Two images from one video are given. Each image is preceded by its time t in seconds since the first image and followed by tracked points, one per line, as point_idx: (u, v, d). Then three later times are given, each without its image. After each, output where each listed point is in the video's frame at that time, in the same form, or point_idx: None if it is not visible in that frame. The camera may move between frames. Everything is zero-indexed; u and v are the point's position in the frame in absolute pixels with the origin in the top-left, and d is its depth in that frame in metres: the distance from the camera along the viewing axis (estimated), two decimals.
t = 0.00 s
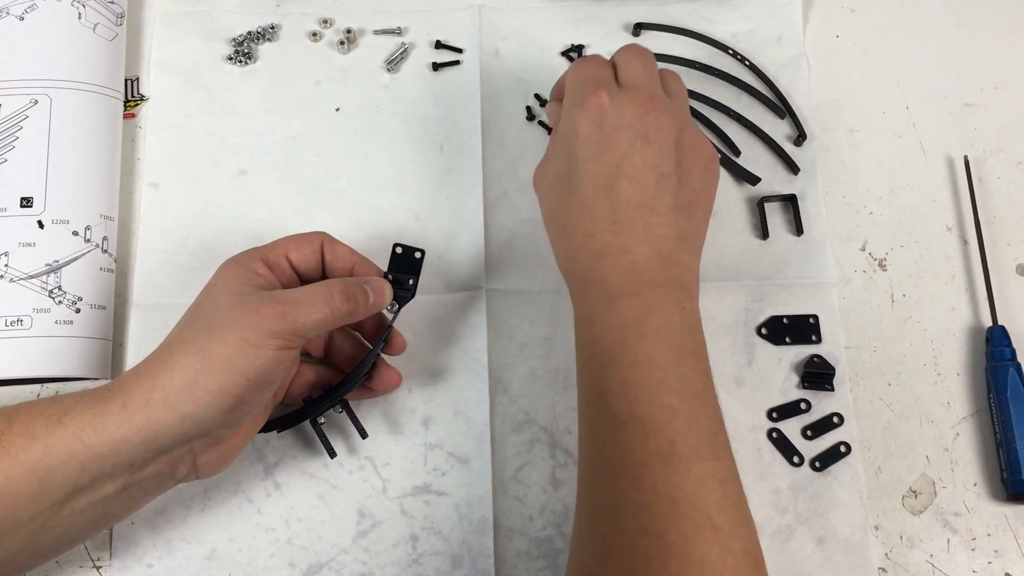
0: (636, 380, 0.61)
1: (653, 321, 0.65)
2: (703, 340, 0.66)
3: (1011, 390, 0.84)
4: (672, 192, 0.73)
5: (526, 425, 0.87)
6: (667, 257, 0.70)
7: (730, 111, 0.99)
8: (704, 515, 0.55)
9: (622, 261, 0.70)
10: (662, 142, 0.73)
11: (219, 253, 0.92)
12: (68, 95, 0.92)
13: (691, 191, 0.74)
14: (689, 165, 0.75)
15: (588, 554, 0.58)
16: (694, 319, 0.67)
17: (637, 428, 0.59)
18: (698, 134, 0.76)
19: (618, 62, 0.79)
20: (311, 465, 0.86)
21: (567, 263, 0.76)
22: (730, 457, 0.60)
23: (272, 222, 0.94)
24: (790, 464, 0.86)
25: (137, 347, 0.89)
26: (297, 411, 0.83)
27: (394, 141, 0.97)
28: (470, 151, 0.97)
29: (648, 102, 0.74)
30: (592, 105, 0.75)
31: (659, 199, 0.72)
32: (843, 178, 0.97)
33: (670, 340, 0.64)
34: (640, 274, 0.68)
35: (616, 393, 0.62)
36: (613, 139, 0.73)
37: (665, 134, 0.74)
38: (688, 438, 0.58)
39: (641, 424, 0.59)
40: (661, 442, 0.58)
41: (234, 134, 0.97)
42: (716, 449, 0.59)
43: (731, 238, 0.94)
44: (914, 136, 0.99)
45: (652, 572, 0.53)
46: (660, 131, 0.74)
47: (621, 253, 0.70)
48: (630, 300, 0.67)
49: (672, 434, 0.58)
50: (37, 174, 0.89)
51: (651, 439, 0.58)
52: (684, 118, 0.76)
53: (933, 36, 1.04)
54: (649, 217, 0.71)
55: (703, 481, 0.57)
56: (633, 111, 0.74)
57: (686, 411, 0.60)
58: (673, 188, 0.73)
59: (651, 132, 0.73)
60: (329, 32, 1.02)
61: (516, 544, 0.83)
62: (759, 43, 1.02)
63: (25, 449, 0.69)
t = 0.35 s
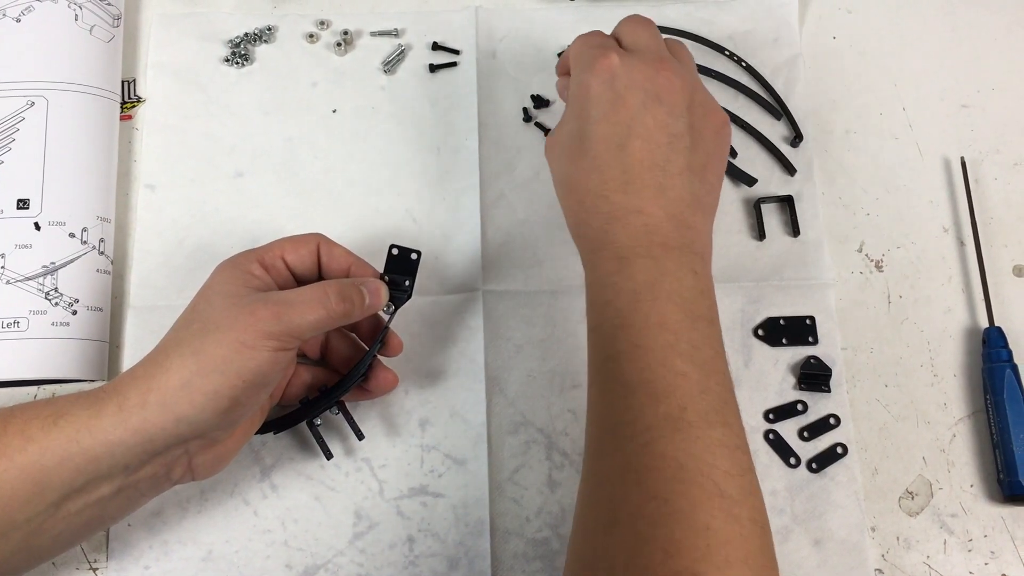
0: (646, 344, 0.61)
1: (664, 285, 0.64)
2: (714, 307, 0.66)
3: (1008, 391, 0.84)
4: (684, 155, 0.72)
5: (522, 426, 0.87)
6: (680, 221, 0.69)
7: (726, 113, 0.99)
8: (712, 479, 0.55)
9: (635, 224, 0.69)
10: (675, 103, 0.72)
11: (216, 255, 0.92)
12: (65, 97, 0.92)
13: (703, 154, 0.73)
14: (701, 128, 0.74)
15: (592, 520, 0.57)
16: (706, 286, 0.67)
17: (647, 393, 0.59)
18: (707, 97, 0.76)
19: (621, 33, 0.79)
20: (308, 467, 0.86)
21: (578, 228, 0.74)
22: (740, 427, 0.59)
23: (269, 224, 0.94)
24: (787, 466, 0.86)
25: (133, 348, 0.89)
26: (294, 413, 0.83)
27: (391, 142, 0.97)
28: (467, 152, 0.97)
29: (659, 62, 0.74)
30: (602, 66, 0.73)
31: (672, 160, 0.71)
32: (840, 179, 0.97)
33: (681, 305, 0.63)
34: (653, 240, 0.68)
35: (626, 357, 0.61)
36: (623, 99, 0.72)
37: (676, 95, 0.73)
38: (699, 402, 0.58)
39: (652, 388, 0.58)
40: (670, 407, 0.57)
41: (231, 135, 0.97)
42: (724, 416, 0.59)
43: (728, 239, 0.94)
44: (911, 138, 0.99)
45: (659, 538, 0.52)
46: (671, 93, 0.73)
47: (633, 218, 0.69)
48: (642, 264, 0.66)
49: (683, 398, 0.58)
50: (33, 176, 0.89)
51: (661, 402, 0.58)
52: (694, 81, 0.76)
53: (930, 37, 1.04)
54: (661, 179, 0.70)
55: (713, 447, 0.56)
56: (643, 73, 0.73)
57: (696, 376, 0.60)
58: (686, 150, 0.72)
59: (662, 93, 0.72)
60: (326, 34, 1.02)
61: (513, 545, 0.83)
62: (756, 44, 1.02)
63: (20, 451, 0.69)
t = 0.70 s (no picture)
0: (652, 349, 0.60)
1: (670, 290, 0.63)
2: (719, 312, 0.65)
3: (1006, 391, 0.84)
4: (692, 159, 0.71)
5: (521, 427, 0.87)
6: (686, 226, 0.68)
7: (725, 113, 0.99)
8: (715, 485, 0.54)
9: (641, 229, 0.67)
10: (683, 109, 0.72)
11: (213, 256, 0.92)
12: (62, 98, 0.92)
13: (710, 159, 0.72)
14: (709, 133, 0.73)
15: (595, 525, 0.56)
16: (711, 291, 0.66)
17: (651, 398, 0.58)
18: (715, 104, 0.75)
19: (635, 38, 0.79)
20: (306, 468, 0.86)
21: (583, 231, 0.73)
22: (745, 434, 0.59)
23: (267, 225, 0.93)
24: (785, 467, 0.86)
25: (131, 349, 0.89)
26: (292, 414, 0.83)
27: (389, 143, 0.97)
28: (465, 153, 0.97)
29: (669, 68, 0.73)
30: (612, 70, 0.73)
31: (682, 166, 0.70)
32: (838, 179, 0.97)
33: (688, 310, 0.63)
34: (658, 243, 0.66)
35: (632, 362, 0.60)
36: (634, 103, 0.71)
37: (686, 101, 0.72)
38: (703, 409, 0.57)
39: (657, 394, 0.58)
40: (674, 413, 0.57)
41: (228, 136, 0.97)
42: (729, 422, 0.58)
43: (726, 239, 0.94)
44: (910, 138, 0.99)
45: (661, 545, 0.52)
46: (681, 98, 0.72)
47: (638, 222, 0.68)
48: (649, 268, 0.65)
49: (687, 404, 0.57)
50: (31, 177, 0.89)
51: (665, 408, 0.57)
52: (703, 87, 0.75)
53: (929, 37, 1.04)
54: (670, 184, 0.69)
55: (717, 454, 0.55)
56: (654, 77, 0.72)
57: (702, 382, 0.59)
58: (694, 155, 0.71)
59: (672, 98, 0.72)
60: (324, 35, 1.02)
61: (511, 546, 0.83)
62: (754, 45, 1.02)
63: (16, 452, 0.69)
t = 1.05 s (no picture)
0: (617, 333, 0.60)
1: (631, 271, 0.63)
2: (686, 290, 0.64)
3: (1008, 391, 0.84)
4: (642, 138, 0.72)
5: (521, 428, 0.87)
6: (643, 204, 0.69)
7: (726, 113, 0.98)
8: (684, 461, 0.53)
9: (600, 212, 0.69)
10: (626, 91, 0.74)
11: (213, 256, 0.92)
12: (62, 98, 0.92)
13: (661, 136, 0.74)
14: (656, 111, 0.75)
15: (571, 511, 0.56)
16: (676, 266, 0.66)
17: (618, 380, 0.57)
18: (659, 84, 0.78)
19: (570, 37, 0.81)
20: (307, 469, 0.86)
21: (547, 221, 0.74)
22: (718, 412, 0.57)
23: (267, 225, 0.93)
24: (787, 467, 0.86)
25: (131, 349, 0.88)
26: (292, 414, 0.82)
27: (389, 143, 0.97)
28: (465, 152, 0.97)
29: (606, 55, 0.76)
30: (550, 65, 0.76)
31: (630, 145, 0.72)
32: (839, 179, 0.97)
33: (650, 290, 0.62)
34: (618, 224, 0.67)
35: (597, 347, 0.60)
36: (575, 93, 0.74)
37: (627, 84, 0.75)
38: (668, 386, 0.56)
39: (623, 375, 0.57)
40: (641, 393, 0.56)
41: (228, 136, 0.97)
42: (699, 399, 0.57)
43: (727, 239, 0.94)
44: (911, 138, 0.99)
45: (633, 525, 0.50)
46: (621, 82, 0.75)
47: (596, 206, 0.69)
48: (609, 251, 0.65)
49: (653, 383, 0.56)
50: (30, 177, 0.89)
51: (631, 389, 0.56)
52: (645, 70, 0.78)
53: (930, 37, 1.04)
54: (622, 164, 0.71)
55: (686, 431, 0.54)
56: (591, 66, 0.75)
57: (667, 360, 0.58)
58: (643, 133, 0.73)
59: (612, 83, 0.74)
60: (324, 35, 1.02)
61: (512, 547, 0.83)
62: (755, 45, 1.02)
63: (16, 453, 0.68)
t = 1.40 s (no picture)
0: (629, 326, 0.60)
1: (643, 266, 0.63)
2: (700, 282, 0.65)
3: (1012, 390, 0.84)
4: (651, 129, 0.72)
5: (525, 427, 0.87)
6: (654, 196, 0.69)
7: (729, 113, 0.98)
8: (699, 456, 0.53)
9: (612, 205, 0.68)
10: (633, 83, 0.74)
11: (217, 256, 0.92)
12: (66, 98, 0.92)
13: (669, 127, 0.74)
14: (664, 103, 0.75)
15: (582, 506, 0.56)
16: (689, 259, 0.66)
17: (631, 374, 0.57)
18: (666, 76, 0.77)
19: (574, 32, 0.81)
20: (310, 468, 0.86)
21: (558, 215, 0.73)
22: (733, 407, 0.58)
23: (270, 225, 0.93)
24: (790, 466, 0.86)
25: (135, 349, 0.88)
26: (296, 414, 0.82)
27: (393, 143, 0.97)
28: (468, 152, 0.97)
29: (611, 47, 0.76)
30: (555, 59, 0.75)
31: (639, 137, 0.72)
32: (843, 179, 0.97)
33: (663, 283, 0.62)
34: (630, 216, 0.67)
35: (610, 341, 0.60)
36: (582, 87, 0.73)
37: (633, 76, 0.74)
38: (683, 380, 0.56)
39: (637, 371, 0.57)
40: (655, 389, 0.56)
41: (231, 136, 0.97)
42: (713, 393, 0.57)
43: (730, 239, 0.94)
44: (914, 137, 0.99)
45: (648, 520, 0.51)
46: (628, 74, 0.74)
47: (607, 200, 0.68)
48: (621, 243, 0.65)
49: (665, 377, 0.56)
50: (34, 177, 0.89)
51: (644, 384, 0.56)
52: (650, 61, 0.77)
53: (932, 36, 1.04)
54: (632, 156, 0.70)
55: (700, 426, 0.54)
56: (597, 59, 0.75)
57: (680, 354, 0.58)
58: (652, 124, 0.73)
59: (618, 75, 0.74)
60: (327, 34, 1.02)
61: (516, 546, 0.83)
62: (758, 44, 1.02)
63: (20, 452, 0.68)
